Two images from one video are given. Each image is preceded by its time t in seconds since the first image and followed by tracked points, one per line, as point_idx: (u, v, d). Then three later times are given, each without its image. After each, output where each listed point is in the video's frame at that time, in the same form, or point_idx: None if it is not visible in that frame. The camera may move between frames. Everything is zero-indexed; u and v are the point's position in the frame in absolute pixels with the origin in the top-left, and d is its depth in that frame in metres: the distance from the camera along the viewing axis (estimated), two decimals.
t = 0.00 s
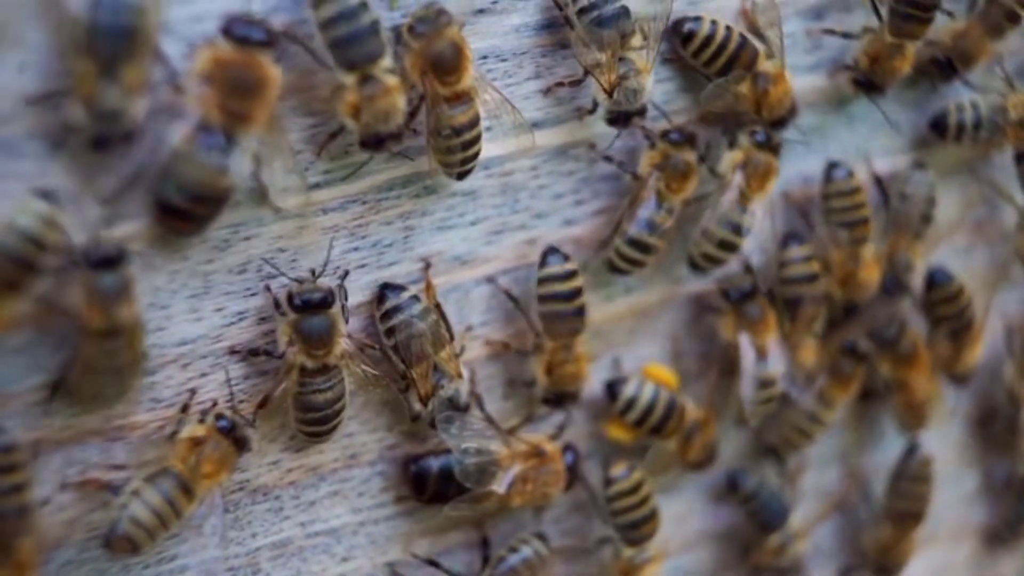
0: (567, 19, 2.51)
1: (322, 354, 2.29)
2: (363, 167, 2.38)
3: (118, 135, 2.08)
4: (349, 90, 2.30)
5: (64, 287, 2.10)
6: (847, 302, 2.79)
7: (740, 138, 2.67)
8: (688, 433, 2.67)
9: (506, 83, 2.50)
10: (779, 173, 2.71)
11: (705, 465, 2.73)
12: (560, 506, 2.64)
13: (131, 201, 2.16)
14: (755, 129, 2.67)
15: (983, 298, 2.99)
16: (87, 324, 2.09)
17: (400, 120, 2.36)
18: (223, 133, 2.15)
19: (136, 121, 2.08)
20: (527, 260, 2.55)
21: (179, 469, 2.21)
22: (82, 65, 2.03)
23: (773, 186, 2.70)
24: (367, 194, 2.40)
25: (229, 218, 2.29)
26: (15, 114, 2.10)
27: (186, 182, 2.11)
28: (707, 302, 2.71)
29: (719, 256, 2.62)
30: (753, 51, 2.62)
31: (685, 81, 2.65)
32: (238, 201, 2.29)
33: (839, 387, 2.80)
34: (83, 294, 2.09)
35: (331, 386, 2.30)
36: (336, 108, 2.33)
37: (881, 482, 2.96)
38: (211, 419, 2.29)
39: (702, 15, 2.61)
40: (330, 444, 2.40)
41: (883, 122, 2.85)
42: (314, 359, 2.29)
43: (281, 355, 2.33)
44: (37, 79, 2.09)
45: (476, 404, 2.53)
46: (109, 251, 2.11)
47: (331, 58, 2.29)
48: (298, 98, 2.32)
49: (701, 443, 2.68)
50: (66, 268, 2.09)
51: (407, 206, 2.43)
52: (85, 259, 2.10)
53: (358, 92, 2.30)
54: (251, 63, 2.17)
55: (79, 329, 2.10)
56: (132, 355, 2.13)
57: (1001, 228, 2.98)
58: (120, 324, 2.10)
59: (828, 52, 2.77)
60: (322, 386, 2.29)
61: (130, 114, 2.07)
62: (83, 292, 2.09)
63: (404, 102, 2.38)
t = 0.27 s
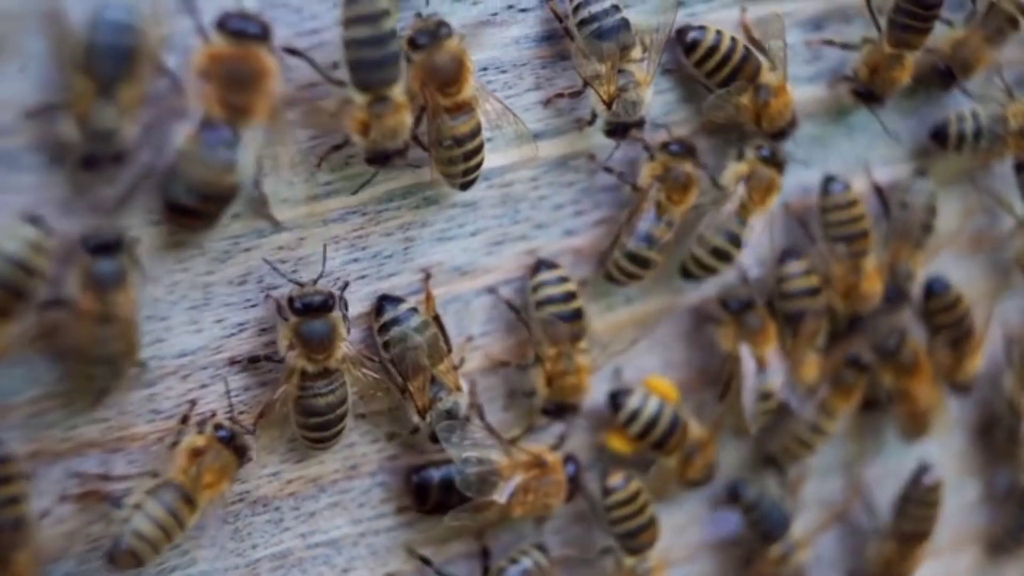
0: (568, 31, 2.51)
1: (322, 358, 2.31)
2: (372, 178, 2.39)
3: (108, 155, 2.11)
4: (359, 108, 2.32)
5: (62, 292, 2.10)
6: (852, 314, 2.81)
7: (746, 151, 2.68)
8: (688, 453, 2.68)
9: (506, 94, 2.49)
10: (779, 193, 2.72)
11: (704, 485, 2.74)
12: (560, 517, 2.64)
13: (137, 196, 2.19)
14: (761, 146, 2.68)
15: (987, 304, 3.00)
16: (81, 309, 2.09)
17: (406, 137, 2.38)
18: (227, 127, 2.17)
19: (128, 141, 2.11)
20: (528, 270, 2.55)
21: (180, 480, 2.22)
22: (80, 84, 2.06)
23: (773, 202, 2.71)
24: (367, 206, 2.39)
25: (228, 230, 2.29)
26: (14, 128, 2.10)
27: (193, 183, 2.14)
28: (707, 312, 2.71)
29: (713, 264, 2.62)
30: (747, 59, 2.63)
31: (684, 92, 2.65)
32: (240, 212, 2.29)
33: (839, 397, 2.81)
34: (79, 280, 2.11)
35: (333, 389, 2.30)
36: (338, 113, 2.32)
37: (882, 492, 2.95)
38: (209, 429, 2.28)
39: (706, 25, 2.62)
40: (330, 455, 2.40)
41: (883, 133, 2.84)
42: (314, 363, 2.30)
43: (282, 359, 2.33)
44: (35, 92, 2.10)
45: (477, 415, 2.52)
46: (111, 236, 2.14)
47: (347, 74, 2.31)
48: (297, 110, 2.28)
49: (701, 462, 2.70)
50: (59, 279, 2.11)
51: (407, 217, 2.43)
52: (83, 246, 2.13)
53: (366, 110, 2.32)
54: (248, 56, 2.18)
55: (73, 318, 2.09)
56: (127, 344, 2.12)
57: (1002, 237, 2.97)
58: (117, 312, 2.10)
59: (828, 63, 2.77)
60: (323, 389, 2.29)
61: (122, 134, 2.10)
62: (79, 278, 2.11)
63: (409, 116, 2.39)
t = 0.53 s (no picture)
0: (568, 41, 2.51)
1: (322, 365, 2.29)
2: (374, 189, 2.40)
3: (90, 176, 2.05)
4: (360, 121, 2.31)
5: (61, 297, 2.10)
6: (849, 322, 2.81)
7: (748, 158, 2.68)
8: (688, 466, 2.68)
9: (506, 104, 2.49)
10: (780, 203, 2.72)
11: (702, 499, 2.74)
12: (560, 527, 2.64)
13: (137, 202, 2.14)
14: (761, 154, 2.68)
15: (981, 317, 2.99)
16: (84, 304, 2.10)
17: (406, 150, 2.36)
18: (221, 129, 2.15)
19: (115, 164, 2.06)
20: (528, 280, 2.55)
21: (179, 492, 2.21)
22: (76, 101, 2.03)
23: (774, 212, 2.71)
24: (367, 215, 2.40)
25: (228, 239, 2.29)
26: (13, 138, 2.09)
27: (190, 186, 2.12)
28: (706, 320, 2.71)
29: (713, 272, 2.62)
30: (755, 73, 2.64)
31: (685, 101, 2.64)
32: (240, 222, 2.29)
33: (839, 408, 2.81)
34: (84, 272, 2.10)
35: (331, 397, 2.30)
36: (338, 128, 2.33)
37: (881, 500, 2.95)
38: (204, 438, 2.27)
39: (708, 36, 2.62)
40: (331, 465, 2.40)
41: (883, 142, 2.85)
42: (313, 369, 2.29)
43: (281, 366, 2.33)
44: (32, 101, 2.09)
45: (476, 424, 2.53)
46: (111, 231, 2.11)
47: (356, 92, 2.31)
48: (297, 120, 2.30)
49: (701, 475, 2.70)
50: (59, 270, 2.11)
51: (407, 226, 2.43)
52: (89, 239, 2.11)
53: (368, 123, 2.31)
54: (238, 56, 2.17)
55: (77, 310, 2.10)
56: (127, 336, 2.13)
57: (1001, 247, 2.98)
58: (119, 305, 2.11)
59: (827, 73, 2.77)
60: (321, 397, 2.28)
61: (111, 155, 2.05)
62: (84, 270, 2.10)
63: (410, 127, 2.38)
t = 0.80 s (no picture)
0: (568, 53, 2.50)
1: (322, 374, 2.29)
2: (374, 203, 2.39)
3: (86, 193, 2.07)
4: (358, 140, 2.29)
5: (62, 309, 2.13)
6: (849, 336, 2.81)
7: (745, 172, 2.69)
8: (688, 480, 2.68)
9: (506, 115, 2.49)
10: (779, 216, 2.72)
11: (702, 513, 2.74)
12: (560, 539, 2.63)
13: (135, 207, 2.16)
14: (761, 165, 2.69)
15: (981, 328, 2.99)
16: (90, 315, 2.10)
17: (405, 168, 2.35)
18: (224, 136, 2.13)
19: (111, 182, 2.07)
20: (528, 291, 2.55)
21: (178, 507, 2.21)
22: (75, 117, 2.02)
23: (774, 224, 2.72)
24: (368, 227, 2.39)
25: (228, 251, 2.29)
26: (11, 150, 2.06)
27: (195, 193, 2.14)
28: (706, 331, 2.70)
29: (712, 286, 2.62)
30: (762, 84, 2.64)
31: (686, 113, 2.64)
32: (240, 234, 2.29)
33: (839, 420, 2.82)
34: (93, 281, 2.11)
35: (330, 405, 2.29)
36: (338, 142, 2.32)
37: (881, 509, 2.95)
38: (201, 449, 2.27)
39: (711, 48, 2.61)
40: (330, 476, 2.41)
41: (883, 152, 2.85)
42: (313, 378, 2.28)
43: (281, 375, 2.33)
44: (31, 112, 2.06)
45: (476, 435, 2.53)
46: (131, 244, 2.13)
47: (353, 107, 2.29)
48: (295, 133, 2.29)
49: (701, 490, 2.70)
50: (65, 283, 2.13)
51: (407, 238, 2.43)
52: (105, 251, 2.12)
53: (366, 142, 2.30)
54: (241, 62, 2.13)
55: (83, 321, 2.11)
56: (127, 350, 2.13)
57: (1001, 257, 2.98)
58: (123, 321, 2.11)
59: (826, 85, 2.77)
60: (321, 406, 2.28)
61: (108, 174, 2.05)
62: (93, 279, 2.11)
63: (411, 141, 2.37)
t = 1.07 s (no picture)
0: (568, 62, 2.50)
1: (321, 377, 2.28)
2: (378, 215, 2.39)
3: (84, 207, 2.07)
4: (359, 155, 2.30)
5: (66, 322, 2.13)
6: (852, 344, 2.81)
7: (747, 180, 2.68)
8: (688, 494, 2.67)
9: (507, 125, 2.48)
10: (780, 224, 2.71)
11: (702, 528, 2.73)
12: (560, 549, 2.64)
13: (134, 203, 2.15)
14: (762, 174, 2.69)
15: (983, 338, 3.00)
16: (92, 329, 2.11)
17: (407, 182, 2.34)
18: (230, 128, 2.13)
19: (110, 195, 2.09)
20: (528, 301, 2.55)
21: (177, 515, 2.20)
22: (74, 130, 2.02)
23: (775, 232, 2.71)
24: (368, 237, 2.39)
25: (228, 262, 2.28)
26: (14, 161, 2.06)
27: (201, 186, 2.11)
28: (706, 340, 2.70)
29: (713, 296, 2.62)
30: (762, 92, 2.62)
31: (689, 121, 2.64)
32: (240, 244, 2.29)
33: (839, 430, 2.82)
34: (99, 296, 2.14)
35: (328, 411, 2.29)
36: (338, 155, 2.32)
37: (880, 519, 2.94)
38: (202, 457, 2.27)
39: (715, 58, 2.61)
40: (331, 486, 2.41)
41: (884, 161, 2.84)
42: (313, 382, 2.28)
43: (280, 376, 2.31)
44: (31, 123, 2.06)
45: (476, 444, 2.53)
46: (144, 263, 2.16)
47: (353, 119, 2.29)
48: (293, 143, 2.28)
49: (702, 505, 2.69)
50: (69, 294, 2.14)
51: (407, 247, 2.43)
52: (118, 265, 2.14)
53: (367, 158, 2.30)
54: (245, 55, 2.14)
55: (86, 335, 2.12)
56: (125, 367, 2.13)
57: (1001, 267, 2.98)
58: (123, 338, 2.12)
59: (827, 94, 2.77)
60: (319, 411, 2.28)
61: (106, 186, 2.06)
62: (99, 295, 2.14)
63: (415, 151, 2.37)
